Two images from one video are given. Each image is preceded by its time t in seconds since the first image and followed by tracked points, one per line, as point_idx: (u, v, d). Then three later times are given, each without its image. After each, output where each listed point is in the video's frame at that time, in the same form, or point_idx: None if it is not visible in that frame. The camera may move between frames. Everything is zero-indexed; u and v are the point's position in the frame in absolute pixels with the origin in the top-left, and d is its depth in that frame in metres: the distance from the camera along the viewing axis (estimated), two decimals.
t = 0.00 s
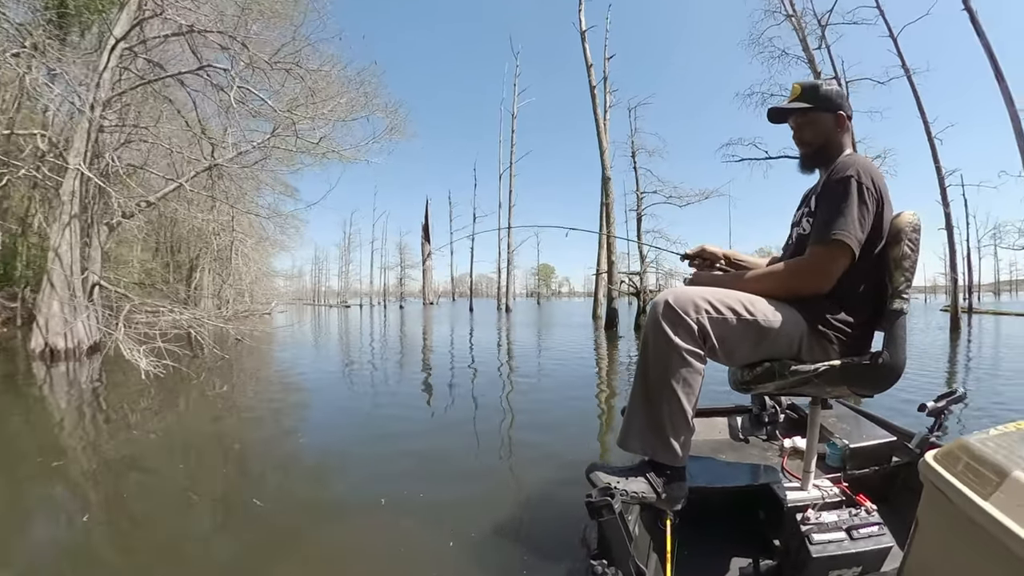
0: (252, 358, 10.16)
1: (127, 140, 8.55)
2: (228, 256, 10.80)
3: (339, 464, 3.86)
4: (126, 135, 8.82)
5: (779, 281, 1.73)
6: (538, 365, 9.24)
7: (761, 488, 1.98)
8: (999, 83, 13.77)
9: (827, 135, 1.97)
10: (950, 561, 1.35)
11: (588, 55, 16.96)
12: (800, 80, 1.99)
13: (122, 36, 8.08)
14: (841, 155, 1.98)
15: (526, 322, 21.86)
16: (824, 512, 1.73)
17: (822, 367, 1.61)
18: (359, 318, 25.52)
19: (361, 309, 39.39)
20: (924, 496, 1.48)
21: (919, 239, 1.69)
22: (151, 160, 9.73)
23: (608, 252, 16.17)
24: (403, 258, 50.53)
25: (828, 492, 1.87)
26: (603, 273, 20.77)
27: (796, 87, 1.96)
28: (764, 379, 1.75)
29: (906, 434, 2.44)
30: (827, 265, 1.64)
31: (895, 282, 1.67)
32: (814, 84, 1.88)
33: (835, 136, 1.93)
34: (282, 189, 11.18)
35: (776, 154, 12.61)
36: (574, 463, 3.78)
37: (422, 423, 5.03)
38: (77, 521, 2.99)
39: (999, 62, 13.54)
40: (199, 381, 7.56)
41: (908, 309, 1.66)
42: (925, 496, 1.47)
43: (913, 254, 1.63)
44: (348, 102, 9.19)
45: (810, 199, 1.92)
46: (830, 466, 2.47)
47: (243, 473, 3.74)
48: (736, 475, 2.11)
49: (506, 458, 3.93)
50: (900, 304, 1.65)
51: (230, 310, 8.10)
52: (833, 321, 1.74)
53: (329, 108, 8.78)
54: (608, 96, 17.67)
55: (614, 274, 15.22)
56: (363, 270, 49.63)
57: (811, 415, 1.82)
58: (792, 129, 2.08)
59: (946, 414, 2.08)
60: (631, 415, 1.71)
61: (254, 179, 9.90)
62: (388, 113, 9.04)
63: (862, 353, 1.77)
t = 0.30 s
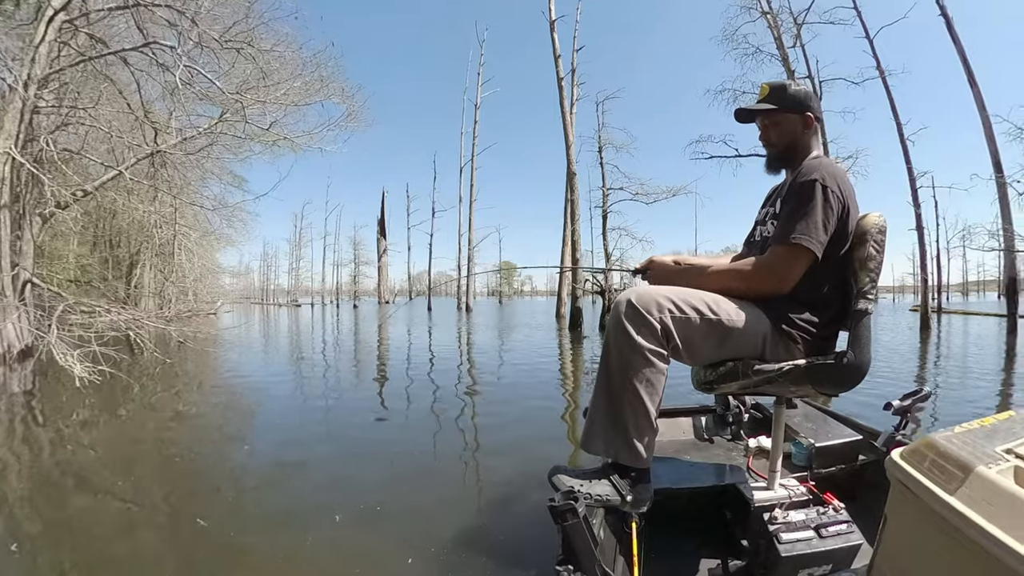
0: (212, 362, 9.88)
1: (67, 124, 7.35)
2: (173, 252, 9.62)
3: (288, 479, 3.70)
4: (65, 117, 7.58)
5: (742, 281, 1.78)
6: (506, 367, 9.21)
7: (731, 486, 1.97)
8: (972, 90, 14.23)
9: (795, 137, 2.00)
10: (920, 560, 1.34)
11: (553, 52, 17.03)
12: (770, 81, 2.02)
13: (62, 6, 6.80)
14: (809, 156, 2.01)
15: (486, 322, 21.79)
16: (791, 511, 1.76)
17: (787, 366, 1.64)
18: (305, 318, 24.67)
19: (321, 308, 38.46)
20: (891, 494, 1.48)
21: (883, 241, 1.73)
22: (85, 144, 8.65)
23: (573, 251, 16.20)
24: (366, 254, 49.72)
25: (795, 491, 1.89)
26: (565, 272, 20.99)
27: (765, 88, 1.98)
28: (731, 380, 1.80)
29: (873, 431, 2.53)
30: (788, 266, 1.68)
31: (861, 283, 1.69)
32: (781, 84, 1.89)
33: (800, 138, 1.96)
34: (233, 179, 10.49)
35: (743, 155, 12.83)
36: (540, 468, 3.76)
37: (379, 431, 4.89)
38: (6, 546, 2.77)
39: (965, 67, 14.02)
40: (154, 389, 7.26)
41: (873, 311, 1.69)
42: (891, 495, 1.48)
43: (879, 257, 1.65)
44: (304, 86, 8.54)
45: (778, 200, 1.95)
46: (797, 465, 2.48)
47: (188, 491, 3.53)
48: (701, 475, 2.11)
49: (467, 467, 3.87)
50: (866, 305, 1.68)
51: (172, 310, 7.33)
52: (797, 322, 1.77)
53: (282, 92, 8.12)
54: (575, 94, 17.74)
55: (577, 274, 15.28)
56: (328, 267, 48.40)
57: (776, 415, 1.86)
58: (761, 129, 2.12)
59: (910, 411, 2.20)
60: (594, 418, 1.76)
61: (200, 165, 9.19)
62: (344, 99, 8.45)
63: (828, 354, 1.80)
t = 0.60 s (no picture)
0: (172, 367, 9.56)
1: None
2: (109, 246, 8.70)
3: (234, 494, 3.58)
4: None
5: (701, 279, 1.80)
6: (473, 368, 9.17)
7: (694, 485, 2.03)
8: (943, 92, 14.64)
9: (759, 135, 2.02)
10: (886, 556, 1.35)
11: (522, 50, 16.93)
12: (737, 77, 2.03)
13: None
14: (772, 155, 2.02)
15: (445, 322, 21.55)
16: (757, 510, 1.78)
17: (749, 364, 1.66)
18: (257, 319, 23.75)
19: (277, 308, 37.19)
20: (857, 491, 1.49)
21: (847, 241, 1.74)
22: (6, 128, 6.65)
23: (535, 251, 16.11)
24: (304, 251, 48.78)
25: (760, 490, 1.94)
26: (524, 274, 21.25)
27: (730, 86, 1.99)
28: (691, 381, 1.78)
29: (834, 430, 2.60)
30: (744, 263, 1.71)
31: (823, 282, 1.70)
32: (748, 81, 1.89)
33: (764, 137, 1.98)
34: (180, 169, 9.50)
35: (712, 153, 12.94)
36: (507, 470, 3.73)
37: (331, 440, 4.79)
38: None
39: (935, 70, 14.39)
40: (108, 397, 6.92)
41: (836, 310, 1.72)
42: (857, 492, 1.48)
43: (840, 256, 1.69)
44: (253, 69, 7.11)
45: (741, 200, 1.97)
46: (760, 464, 2.48)
47: (129, 509, 3.35)
48: (666, 477, 2.12)
49: (423, 475, 3.84)
50: (828, 304, 1.71)
51: (110, 309, 6.42)
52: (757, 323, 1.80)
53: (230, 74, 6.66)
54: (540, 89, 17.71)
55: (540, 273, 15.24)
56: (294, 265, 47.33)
57: (738, 415, 1.86)
58: (725, 125, 2.12)
59: (875, 408, 2.29)
60: (555, 421, 1.75)
61: (141, 152, 7.89)
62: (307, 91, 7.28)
63: (789, 353, 1.85)
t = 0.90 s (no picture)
0: (136, 372, 9.31)
1: None
2: (47, 241, 8.40)
3: (179, 511, 3.44)
4: None
5: (667, 278, 1.82)
6: (445, 371, 9.15)
7: (659, 485, 2.08)
8: (918, 94, 14.92)
9: (723, 132, 2.06)
10: (856, 551, 1.36)
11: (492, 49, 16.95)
12: (701, 74, 2.06)
13: None
14: (736, 152, 2.07)
15: (407, 322, 21.46)
16: (724, 510, 1.81)
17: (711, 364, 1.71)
18: (212, 322, 22.96)
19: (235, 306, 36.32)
20: (824, 487, 1.49)
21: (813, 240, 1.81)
22: None
23: (500, 251, 16.17)
24: (266, 248, 47.59)
25: (726, 490, 1.97)
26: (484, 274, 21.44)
27: (694, 83, 2.02)
28: (652, 379, 1.80)
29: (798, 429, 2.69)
30: (710, 262, 1.74)
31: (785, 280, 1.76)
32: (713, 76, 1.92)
33: (729, 134, 2.02)
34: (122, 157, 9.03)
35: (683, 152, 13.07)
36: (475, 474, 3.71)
37: (284, 449, 4.67)
38: None
39: (911, 70, 14.75)
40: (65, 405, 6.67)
41: (797, 308, 1.80)
42: (825, 488, 1.48)
43: (803, 255, 1.75)
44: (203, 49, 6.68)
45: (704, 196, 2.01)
46: (726, 462, 2.48)
47: (68, 526, 3.22)
48: (630, 478, 2.17)
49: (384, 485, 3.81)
50: (790, 302, 1.77)
51: (47, 310, 6.28)
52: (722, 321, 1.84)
53: (179, 53, 6.30)
54: (506, 78, 17.71)
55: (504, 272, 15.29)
56: (263, 266, 46.42)
57: (703, 413, 1.91)
58: (688, 122, 2.17)
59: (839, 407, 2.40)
60: (514, 426, 1.71)
61: (82, 136, 7.58)
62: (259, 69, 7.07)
63: (752, 351, 1.88)
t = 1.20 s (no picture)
0: (85, 376, 8.99)
1: None
2: None
3: (128, 527, 3.32)
4: None
5: (634, 277, 1.84)
6: (418, 374, 9.14)
7: (626, 488, 2.15)
8: (894, 94, 15.20)
9: (688, 129, 2.12)
10: (827, 548, 1.36)
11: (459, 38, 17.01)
12: (668, 69, 2.10)
13: None
14: (700, 149, 2.13)
15: (367, 322, 21.35)
16: (693, 511, 1.88)
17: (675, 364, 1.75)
18: (164, 321, 22.17)
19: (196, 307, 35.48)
20: (795, 485, 1.49)
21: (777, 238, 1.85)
22: None
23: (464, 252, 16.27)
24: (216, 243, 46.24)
25: (694, 491, 2.07)
26: (447, 271, 21.33)
27: (661, 78, 2.07)
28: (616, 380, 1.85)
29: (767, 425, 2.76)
30: (682, 261, 1.74)
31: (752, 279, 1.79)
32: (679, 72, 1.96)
33: (694, 131, 2.08)
34: (65, 146, 8.89)
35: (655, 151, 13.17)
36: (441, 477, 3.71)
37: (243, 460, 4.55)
38: None
39: (887, 71, 15.06)
40: (19, 413, 6.44)
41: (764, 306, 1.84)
42: (795, 486, 1.48)
43: (769, 252, 1.78)
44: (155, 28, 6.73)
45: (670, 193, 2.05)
46: (692, 462, 2.59)
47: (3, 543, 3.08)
48: (597, 482, 2.21)
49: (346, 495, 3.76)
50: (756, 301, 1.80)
51: None
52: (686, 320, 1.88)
53: (129, 32, 6.28)
54: (471, 69, 17.78)
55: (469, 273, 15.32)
56: (235, 264, 45.69)
57: (670, 414, 1.97)
58: (654, 118, 2.21)
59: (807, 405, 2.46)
60: (478, 429, 1.70)
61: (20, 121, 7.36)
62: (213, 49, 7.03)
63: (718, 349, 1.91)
